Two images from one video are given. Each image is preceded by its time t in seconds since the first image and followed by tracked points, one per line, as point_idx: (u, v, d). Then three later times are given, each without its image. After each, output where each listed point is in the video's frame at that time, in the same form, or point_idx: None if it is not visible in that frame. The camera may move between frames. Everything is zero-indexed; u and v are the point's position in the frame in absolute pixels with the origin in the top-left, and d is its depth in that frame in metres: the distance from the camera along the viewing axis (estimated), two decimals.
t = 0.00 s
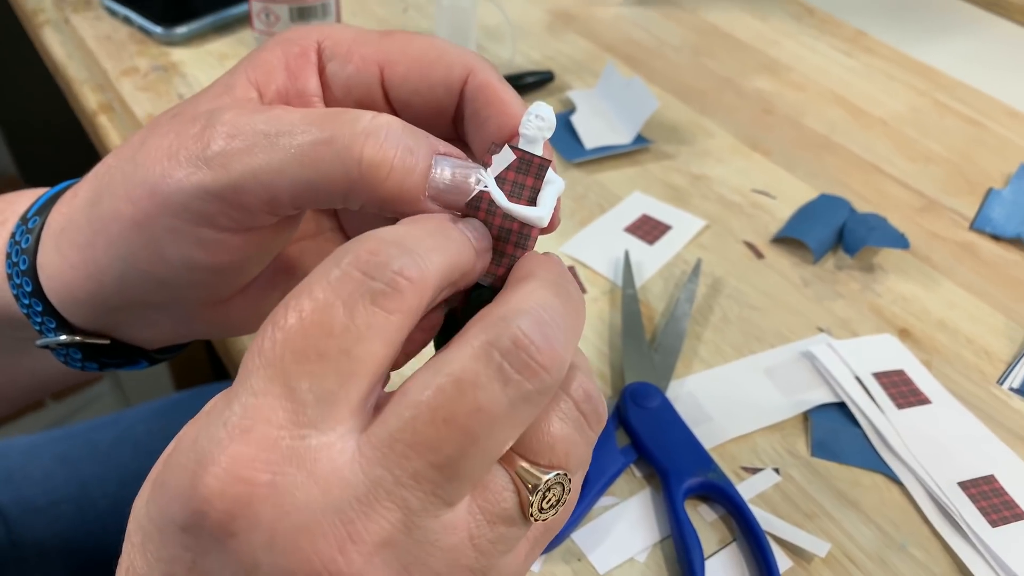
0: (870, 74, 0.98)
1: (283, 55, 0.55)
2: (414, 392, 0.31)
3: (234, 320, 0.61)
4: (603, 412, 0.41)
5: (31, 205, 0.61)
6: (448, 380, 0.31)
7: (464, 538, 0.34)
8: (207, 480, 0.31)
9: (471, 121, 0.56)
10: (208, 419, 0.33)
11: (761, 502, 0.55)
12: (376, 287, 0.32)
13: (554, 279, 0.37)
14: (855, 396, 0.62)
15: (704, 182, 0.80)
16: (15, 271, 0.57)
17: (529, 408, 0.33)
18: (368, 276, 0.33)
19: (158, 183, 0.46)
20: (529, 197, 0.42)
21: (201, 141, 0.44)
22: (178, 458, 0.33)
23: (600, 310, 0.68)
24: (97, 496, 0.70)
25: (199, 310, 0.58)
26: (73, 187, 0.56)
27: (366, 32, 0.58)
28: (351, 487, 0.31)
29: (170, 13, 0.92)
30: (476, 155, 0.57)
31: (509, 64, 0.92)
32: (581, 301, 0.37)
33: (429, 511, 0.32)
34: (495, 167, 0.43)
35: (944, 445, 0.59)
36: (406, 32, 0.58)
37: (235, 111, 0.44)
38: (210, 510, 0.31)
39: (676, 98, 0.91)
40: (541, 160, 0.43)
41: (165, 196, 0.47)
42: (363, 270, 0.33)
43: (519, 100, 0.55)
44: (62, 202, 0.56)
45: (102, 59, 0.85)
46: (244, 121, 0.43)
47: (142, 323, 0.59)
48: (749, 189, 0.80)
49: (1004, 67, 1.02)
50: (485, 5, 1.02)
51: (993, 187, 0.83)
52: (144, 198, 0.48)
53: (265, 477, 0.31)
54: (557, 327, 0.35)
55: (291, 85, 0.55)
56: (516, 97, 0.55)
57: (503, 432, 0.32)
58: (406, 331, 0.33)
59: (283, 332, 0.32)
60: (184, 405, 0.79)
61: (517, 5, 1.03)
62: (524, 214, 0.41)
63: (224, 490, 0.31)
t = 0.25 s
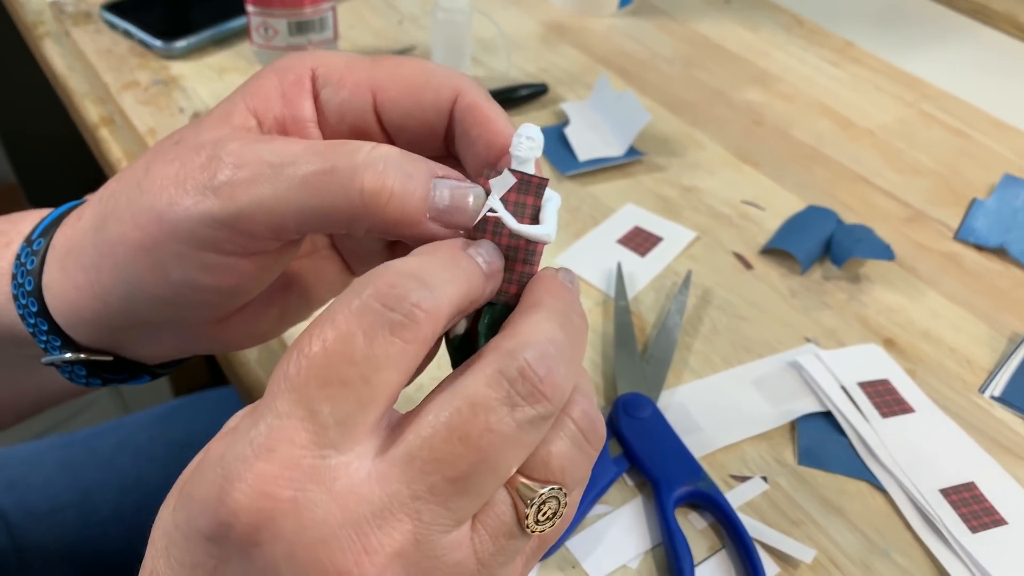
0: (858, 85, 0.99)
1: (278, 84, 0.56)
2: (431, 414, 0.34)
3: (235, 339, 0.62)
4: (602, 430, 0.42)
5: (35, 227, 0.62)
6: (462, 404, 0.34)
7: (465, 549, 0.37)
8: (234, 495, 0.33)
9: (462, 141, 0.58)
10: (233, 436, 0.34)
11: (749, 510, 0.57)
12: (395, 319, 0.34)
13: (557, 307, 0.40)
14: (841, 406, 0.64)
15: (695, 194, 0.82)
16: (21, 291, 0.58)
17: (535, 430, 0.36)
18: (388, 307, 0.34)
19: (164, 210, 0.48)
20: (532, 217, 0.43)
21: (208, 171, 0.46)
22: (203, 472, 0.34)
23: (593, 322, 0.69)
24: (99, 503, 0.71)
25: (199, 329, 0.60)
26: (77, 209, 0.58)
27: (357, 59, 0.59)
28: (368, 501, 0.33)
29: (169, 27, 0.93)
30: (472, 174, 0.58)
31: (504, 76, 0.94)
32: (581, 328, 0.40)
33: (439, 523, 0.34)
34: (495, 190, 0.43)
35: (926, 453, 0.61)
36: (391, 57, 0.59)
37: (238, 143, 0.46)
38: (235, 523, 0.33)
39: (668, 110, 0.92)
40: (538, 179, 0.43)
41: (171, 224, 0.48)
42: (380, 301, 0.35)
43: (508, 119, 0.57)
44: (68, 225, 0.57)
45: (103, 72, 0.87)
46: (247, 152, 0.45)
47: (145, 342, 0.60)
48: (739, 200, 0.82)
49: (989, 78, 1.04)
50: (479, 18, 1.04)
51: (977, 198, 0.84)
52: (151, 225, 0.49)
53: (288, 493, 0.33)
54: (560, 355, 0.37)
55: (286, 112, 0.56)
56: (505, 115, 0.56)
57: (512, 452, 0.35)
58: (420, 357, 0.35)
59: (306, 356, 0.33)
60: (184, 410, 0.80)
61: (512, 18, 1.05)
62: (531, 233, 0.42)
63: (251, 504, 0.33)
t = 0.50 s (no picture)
0: (846, 95, 1.02)
1: (251, 108, 0.56)
2: (446, 449, 0.37)
3: (246, 364, 0.62)
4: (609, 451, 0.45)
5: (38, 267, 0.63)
6: (475, 439, 0.37)
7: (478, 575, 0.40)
8: (258, 535, 0.35)
9: (443, 101, 0.60)
10: (252, 473, 0.36)
11: (739, 515, 0.59)
12: (417, 364, 0.36)
13: (565, 332, 0.42)
14: (827, 413, 0.66)
15: (686, 205, 0.84)
16: (33, 333, 0.60)
17: (545, 459, 0.38)
18: (410, 350, 0.36)
19: (164, 250, 0.50)
20: (539, 234, 0.46)
21: (200, 207, 0.48)
22: (225, 506, 0.36)
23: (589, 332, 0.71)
24: (104, 508, 0.73)
25: (207, 360, 0.60)
26: (76, 253, 0.59)
27: (324, 67, 0.60)
28: (386, 540, 0.36)
29: (170, 41, 0.95)
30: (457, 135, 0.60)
31: (499, 89, 0.96)
32: (585, 350, 0.43)
33: (455, 554, 0.37)
34: (503, 208, 0.45)
35: (910, 459, 0.63)
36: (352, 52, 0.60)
37: (225, 176, 0.48)
38: (258, 561, 0.35)
39: (660, 121, 0.94)
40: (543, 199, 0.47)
41: (171, 262, 0.50)
42: (400, 343, 0.36)
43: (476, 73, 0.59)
44: (67, 270, 0.59)
45: (106, 86, 0.88)
46: (237, 178, 0.47)
47: (156, 374, 0.61)
48: (729, 211, 0.84)
49: (974, 88, 1.06)
50: (475, 30, 1.06)
51: (961, 208, 0.87)
52: (151, 265, 0.51)
53: (309, 535, 0.35)
54: (567, 381, 0.39)
55: (267, 139, 0.57)
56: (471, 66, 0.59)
57: (524, 484, 0.38)
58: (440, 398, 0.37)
59: (329, 398, 0.35)
60: (185, 416, 0.81)
61: (507, 30, 1.07)
62: (543, 252, 0.45)
63: (274, 546, 0.35)
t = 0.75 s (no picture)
0: (842, 101, 1.03)
1: (253, 129, 0.58)
2: (451, 460, 0.38)
3: (253, 373, 0.65)
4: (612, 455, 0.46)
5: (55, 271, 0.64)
6: (479, 450, 0.38)
7: None
8: (269, 552, 0.36)
9: (440, 111, 0.58)
10: (261, 491, 0.37)
11: (738, 519, 0.60)
12: (425, 381, 0.37)
13: (567, 340, 0.43)
14: (825, 418, 0.67)
15: (685, 212, 0.85)
16: (49, 336, 0.61)
17: (549, 467, 0.39)
18: (419, 369, 0.37)
19: (176, 267, 0.50)
20: (540, 244, 0.47)
21: (213, 229, 0.49)
22: (235, 523, 0.37)
23: (590, 338, 0.72)
24: (107, 512, 0.73)
25: (217, 365, 0.62)
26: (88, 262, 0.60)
27: (322, 80, 0.60)
28: (394, 553, 0.37)
29: (173, 49, 0.95)
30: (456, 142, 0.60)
31: (499, 96, 0.97)
32: (584, 356, 0.44)
33: (461, 564, 0.38)
34: (508, 216, 0.47)
35: (905, 462, 0.64)
36: (352, 62, 0.60)
37: (241, 199, 0.49)
38: None
39: (658, 128, 0.95)
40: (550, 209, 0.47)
41: (184, 280, 0.51)
42: (407, 362, 0.37)
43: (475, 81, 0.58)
44: (78, 278, 0.59)
45: (109, 94, 0.89)
46: (252, 203, 0.47)
47: (167, 381, 0.63)
48: (727, 217, 0.85)
49: (967, 93, 1.07)
50: (474, 37, 1.07)
51: (955, 213, 0.88)
52: (164, 281, 0.51)
53: (319, 551, 0.36)
54: (568, 389, 0.40)
55: (269, 157, 0.58)
56: (467, 75, 0.57)
57: (530, 493, 0.39)
58: (448, 414, 0.38)
59: (340, 415, 0.36)
60: (187, 419, 0.82)
61: (506, 37, 1.08)
62: (546, 261, 0.46)
63: (286, 563, 0.36)
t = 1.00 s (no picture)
0: (840, 99, 1.03)
1: (256, 100, 0.58)
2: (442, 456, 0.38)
3: (246, 344, 0.66)
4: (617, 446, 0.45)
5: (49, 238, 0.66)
6: (465, 442, 0.38)
7: None
8: (265, 559, 0.36)
9: (436, 97, 0.56)
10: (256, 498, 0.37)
11: (739, 517, 0.60)
12: (412, 377, 0.37)
13: (559, 327, 0.43)
14: (826, 415, 0.67)
15: (683, 210, 0.85)
16: (38, 301, 0.62)
17: (540, 453, 0.39)
18: (406, 364, 0.37)
19: (167, 230, 0.51)
20: (537, 234, 0.47)
21: (206, 194, 0.49)
22: (232, 528, 0.37)
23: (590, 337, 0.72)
24: (107, 515, 0.73)
25: (208, 334, 0.63)
26: (87, 222, 0.60)
27: (326, 53, 0.59)
28: (388, 556, 0.37)
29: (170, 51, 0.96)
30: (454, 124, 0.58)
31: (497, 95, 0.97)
32: (577, 341, 0.43)
33: (457, 560, 0.38)
34: (505, 208, 0.47)
35: (906, 459, 0.64)
36: (358, 37, 0.59)
37: (235, 168, 0.49)
38: None
39: (656, 127, 0.95)
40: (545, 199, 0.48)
41: (175, 244, 0.51)
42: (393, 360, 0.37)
43: (476, 66, 0.55)
44: (78, 238, 0.60)
45: (106, 95, 0.89)
46: (243, 175, 0.47)
47: (161, 348, 0.64)
48: (726, 215, 0.85)
49: (965, 92, 1.07)
50: (472, 37, 1.07)
51: (954, 210, 0.88)
52: (155, 243, 0.52)
53: (313, 557, 0.36)
54: (556, 375, 0.40)
55: (269, 127, 0.58)
56: (469, 61, 0.55)
57: (520, 481, 0.38)
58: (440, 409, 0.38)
59: (327, 416, 0.36)
60: (186, 421, 0.82)
61: (504, 37, 1.08)
62: (544, 248, 0.45)
63: (281, 568, 0.36)
